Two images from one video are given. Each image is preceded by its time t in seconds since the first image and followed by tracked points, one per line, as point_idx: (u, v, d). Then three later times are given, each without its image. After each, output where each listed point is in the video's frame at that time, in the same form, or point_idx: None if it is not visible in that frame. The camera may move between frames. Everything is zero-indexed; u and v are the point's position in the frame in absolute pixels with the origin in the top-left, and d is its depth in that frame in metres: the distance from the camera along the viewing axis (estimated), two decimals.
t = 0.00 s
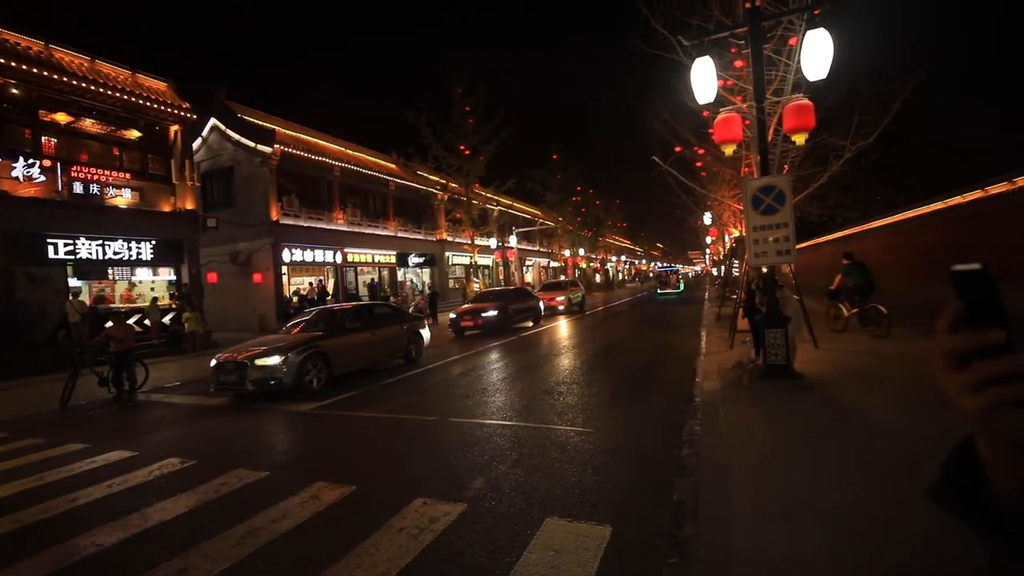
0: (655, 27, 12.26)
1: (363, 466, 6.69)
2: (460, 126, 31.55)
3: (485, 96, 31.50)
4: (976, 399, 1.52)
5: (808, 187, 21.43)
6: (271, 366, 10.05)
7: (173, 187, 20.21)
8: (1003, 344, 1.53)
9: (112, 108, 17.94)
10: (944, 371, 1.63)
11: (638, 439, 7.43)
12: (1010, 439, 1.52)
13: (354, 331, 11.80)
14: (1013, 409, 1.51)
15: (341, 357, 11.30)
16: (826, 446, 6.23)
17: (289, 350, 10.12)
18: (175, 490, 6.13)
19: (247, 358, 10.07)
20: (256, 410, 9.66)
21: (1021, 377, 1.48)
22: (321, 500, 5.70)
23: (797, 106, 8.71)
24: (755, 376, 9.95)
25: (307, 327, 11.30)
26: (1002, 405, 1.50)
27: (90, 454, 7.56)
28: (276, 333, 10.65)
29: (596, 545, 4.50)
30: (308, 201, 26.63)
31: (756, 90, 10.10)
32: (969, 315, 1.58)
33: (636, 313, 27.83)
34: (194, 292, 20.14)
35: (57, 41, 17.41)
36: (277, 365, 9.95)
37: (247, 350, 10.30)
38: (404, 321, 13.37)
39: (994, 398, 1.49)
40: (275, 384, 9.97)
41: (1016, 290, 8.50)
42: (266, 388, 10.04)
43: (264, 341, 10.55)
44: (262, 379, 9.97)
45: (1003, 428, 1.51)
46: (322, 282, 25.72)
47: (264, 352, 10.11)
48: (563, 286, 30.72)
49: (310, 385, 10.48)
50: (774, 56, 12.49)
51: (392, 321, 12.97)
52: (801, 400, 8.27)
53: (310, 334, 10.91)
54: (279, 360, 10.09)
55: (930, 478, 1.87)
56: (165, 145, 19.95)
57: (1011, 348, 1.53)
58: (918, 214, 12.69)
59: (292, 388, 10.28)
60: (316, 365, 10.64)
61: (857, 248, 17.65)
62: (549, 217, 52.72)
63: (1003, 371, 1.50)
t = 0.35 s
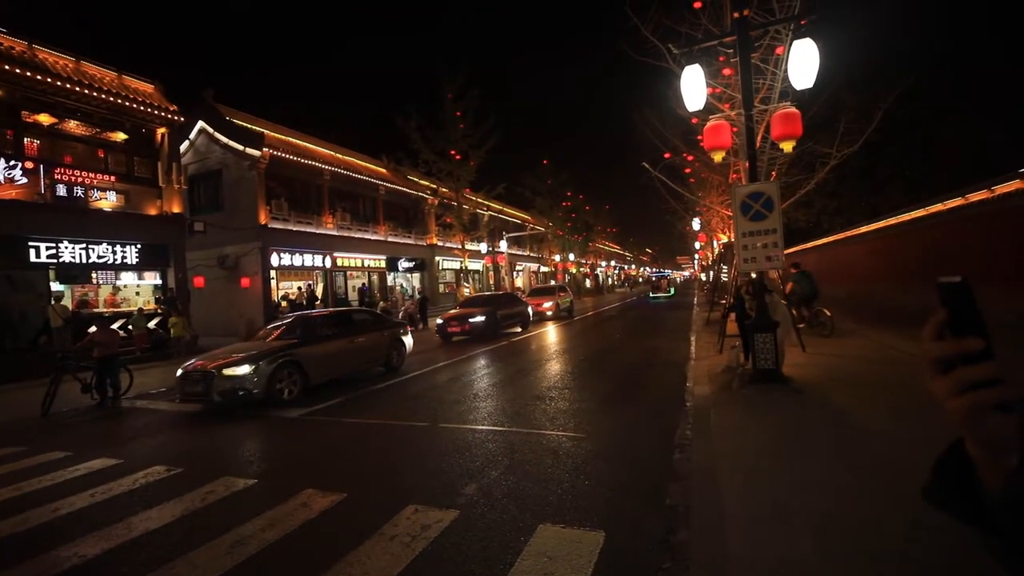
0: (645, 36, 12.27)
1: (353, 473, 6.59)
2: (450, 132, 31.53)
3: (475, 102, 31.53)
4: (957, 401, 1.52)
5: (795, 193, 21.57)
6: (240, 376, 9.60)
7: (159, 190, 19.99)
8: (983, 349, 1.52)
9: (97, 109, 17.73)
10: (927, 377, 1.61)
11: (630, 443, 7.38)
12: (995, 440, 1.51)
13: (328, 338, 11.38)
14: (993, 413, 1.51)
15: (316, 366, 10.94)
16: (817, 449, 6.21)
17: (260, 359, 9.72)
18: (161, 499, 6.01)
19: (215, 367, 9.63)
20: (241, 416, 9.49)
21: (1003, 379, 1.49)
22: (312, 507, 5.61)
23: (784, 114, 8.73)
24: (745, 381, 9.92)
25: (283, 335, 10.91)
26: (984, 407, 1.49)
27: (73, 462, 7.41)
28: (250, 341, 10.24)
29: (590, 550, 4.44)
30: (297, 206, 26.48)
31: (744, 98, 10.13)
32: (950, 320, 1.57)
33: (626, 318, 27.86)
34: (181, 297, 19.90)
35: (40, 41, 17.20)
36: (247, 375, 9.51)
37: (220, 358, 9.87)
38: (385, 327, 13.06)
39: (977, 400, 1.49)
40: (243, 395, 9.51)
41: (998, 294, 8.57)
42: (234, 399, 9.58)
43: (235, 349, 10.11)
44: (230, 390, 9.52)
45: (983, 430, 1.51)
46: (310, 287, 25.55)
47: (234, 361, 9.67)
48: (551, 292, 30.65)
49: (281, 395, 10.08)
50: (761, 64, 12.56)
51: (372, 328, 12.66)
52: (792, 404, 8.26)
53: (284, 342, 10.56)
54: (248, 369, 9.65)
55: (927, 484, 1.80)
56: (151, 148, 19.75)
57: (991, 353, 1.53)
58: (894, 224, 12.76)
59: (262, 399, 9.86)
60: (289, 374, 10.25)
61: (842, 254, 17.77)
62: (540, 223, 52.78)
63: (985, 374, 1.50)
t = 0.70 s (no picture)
0: (639, 38, 12.25)
1: (347, 476, 6.53)
2: (444, 132, 31.39)
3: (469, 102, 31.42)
4: (967, 404, 1.49)
5: (787, 195, 21.63)
6: (209, 383, 9.12)
7: (149, 190, 19.82)
8: (993, 352, 1.48)
9: (85, 108, 17.57)
10: (939, 378, 1.58)
11: (625, 445, 7.33)
12: (1004, 442, 1.47)
13: (306, 342, 10.88)
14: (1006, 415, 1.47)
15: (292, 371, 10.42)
16: (810, 450, 6.18)
17: (230, 365, 9.23)
18: (149, 504, 5.91)
19: (182, 374, 9.08)
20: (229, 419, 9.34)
21: (1011, 383, 1.45)
22: (304, 511, 5.54)
23: (777, 116, 8.72)
24: (737, 383, 9.88)
25: (257, 338, 10.41)
26: (993, 410, 1.46)
27: (59, 466, 7.30)
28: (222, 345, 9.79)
29: (585, 554, 4.39)
30: (290, 206, 26.36)
31: (737, 100, 10.12)
32: (961, 321, 1.54)
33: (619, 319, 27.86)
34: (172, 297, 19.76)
35: (27, 37, 17.02)
36: (216, 381, 9.02)
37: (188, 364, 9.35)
38: (367, 332, 12.54)
39: (985, 404, 1.46)
40: (213, 403, 9.01)
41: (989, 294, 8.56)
42: (203, 408, 9.06)
43: (204, 354, 9.60)
44: (197, 398, 8.99)
45: (994, 432, 1.48)
46: (302, 288, 25.42)
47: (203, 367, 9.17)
48: (543, 293, 30.63)
49: (253, 403, 9.60)
50: (753, 67, 12.59)
51: (354, 331, 12.19)
52: (784, 405, 8.24)
53: (256, 347, 10.06)
54: (218, 376, 9.18)
55: (937, 487, 1.76)
56: (141, 147, 19.57)
57: (1003, 356, 1.49)
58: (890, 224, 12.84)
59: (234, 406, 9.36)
60: (262, 381, 9.77)
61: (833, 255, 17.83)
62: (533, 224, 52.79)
63: (994, 377, 1.46)
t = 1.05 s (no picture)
0: (637, 40, 12.28)
1: (342, 477, 6.54)
2: (443, 133, 31.39)
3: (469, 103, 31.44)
4: (935, 404, 1.52)
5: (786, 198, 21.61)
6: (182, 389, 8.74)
7: (149, 190, 19.82)
8: (958, 353, 1.55)
9: (85, 108, 17.55)
10: (909, 379, 1.63)
11: (623, 446, 7.33)
12: (975, 442, 1.51)
13: (287, 346, 10.46)
14: (971, 415, 1.52)
15: (271, 377, 9.95)
16: (805, 452, 6.19)
17: (202, 370, 8.83)
18: (146, 504, 5.93)
19: (152, 379, 8.71)
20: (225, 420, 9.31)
21: (976, 382, 1.50)
22: (298, 512, 5.53)
23: (774, 118, 8.74)
24: (733, 385, 9.90)
25: (237, 342, 10.02)
26: (959, 409, 1.50)
27: (56, 466, 7.29)
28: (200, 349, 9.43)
29: (578, 555, 4.39)
30: (290, 207, 26.39)
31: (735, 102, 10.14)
32: (928, 322, 1.61)
33: (618, 321, 27.87)
34: (171, 298, 19.76)
35: (26, 37, 17.02)
36: (187, 388, 8.63)
37: (160, 370, 8.97)
38: (355, 333, 12.18)
39: (953, 402, 1.50)
40: (184, 411, 8.63)
41: (982, 296, 8.57)
42: (174, 416, 8.68)
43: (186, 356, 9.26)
44: (169, 404, 8.63)
45: (960, 433, 1.52)
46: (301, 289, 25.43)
47: (175, 373, 8.79)
48: (541, 294, 30.63)
49: (229, 410, 9.18)
50: (751, 69, 12.62)
51: (340, 334, 11.73)
52: (781, 407, 8.26)
53: (233, 351, 9.62)
54: (191, 382, 8.79)
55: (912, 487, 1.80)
56: (140, 148, 19.57)
57: (967, 357, 1.56)
58: (889, 226, 12.87)
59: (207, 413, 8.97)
60: (238, 386, 9.33)
61: (831, 257, 17.82)
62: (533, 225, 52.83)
63: (960, 377, 1.51)
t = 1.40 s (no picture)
0: (635, 42, 12.29)
1: (331, 475, 6.51)
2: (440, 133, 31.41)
3: (466, 104, 31.47)
4: (902, 418, 1.54)
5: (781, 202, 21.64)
6: (145, 390, 8.32)
7: (143, 184, 19.78)
8: (924, 365, 1.56)
9: (80, 102, 17.46)
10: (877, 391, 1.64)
11: (614, 448, 7.32)
12: (938, 454, 1.51)
13: (263, 346, 10.11)
14: (938, 428, 1.52)
15: (242, 379, 9.53)
16: (794, 455, 6.22)
17: (167, 371, 8.40)
18: (136, 500, 5.90)
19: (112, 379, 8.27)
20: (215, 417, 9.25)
21: (941, 395, 1.51)
22: (289, 509, 5.51)
23: (770, 122, 8.76)
24: (725, 387, 9.92)
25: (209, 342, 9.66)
26: (925, 422, 1.51)
27: (45, 461, 7.25)
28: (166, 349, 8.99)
29: (566, 555, 4.40)
30: (286, 204, 26.35)
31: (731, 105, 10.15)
32: (894, 335, 1.62)
33: (613, 322, 27.90)
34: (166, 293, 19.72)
35: (21, 29, 16.91)
36: (151, 389, 8.20)
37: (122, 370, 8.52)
38: (337, 332, 11.90)
39: (920, 415, 1.50)
40: (146, 413, 8.20)
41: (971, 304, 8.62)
42: (135, 418, 8.24)
43: (155, 355, 8.86)
44: (130, 406, 8.19)
45: (926, 446, 1.53)
46: (296, 286, 25.37)
47: (137, 373, 8.35)
48: (534, 294, 30.63)
49: (196, 413, 8.73)
50: (748, 73, 12.66)
51: (319, 334, 11.39)
52: (771, 410, 8.28)
53: (202, 351, 9.20)
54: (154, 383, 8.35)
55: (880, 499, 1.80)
56: (136, 143, 19.49)
57: (932, 369, 1.57)
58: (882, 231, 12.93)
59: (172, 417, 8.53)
60: (207, 389, 8.92)
61: (825, 261, 17.87)
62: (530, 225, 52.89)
63: (926, 390, 1.52)
